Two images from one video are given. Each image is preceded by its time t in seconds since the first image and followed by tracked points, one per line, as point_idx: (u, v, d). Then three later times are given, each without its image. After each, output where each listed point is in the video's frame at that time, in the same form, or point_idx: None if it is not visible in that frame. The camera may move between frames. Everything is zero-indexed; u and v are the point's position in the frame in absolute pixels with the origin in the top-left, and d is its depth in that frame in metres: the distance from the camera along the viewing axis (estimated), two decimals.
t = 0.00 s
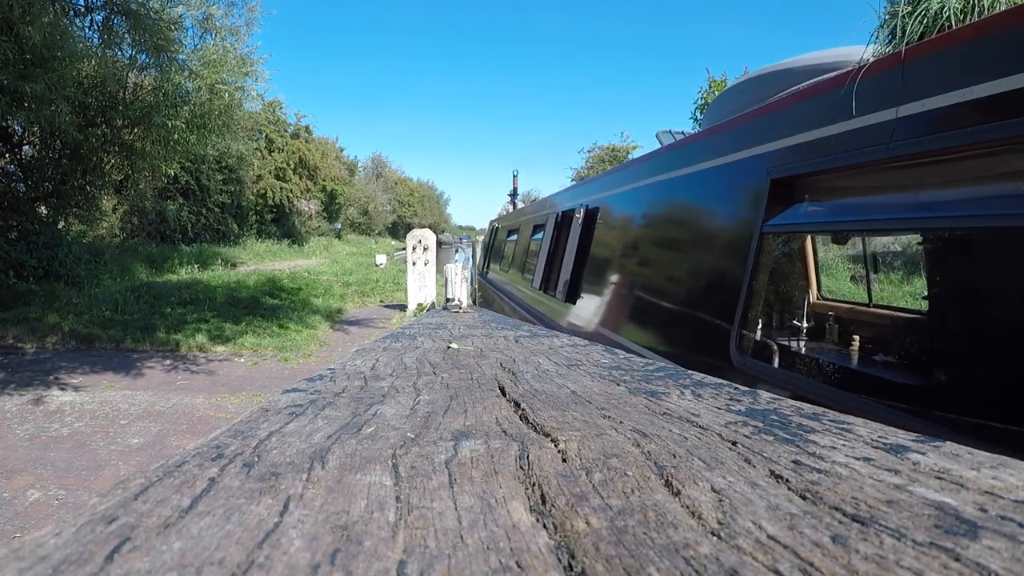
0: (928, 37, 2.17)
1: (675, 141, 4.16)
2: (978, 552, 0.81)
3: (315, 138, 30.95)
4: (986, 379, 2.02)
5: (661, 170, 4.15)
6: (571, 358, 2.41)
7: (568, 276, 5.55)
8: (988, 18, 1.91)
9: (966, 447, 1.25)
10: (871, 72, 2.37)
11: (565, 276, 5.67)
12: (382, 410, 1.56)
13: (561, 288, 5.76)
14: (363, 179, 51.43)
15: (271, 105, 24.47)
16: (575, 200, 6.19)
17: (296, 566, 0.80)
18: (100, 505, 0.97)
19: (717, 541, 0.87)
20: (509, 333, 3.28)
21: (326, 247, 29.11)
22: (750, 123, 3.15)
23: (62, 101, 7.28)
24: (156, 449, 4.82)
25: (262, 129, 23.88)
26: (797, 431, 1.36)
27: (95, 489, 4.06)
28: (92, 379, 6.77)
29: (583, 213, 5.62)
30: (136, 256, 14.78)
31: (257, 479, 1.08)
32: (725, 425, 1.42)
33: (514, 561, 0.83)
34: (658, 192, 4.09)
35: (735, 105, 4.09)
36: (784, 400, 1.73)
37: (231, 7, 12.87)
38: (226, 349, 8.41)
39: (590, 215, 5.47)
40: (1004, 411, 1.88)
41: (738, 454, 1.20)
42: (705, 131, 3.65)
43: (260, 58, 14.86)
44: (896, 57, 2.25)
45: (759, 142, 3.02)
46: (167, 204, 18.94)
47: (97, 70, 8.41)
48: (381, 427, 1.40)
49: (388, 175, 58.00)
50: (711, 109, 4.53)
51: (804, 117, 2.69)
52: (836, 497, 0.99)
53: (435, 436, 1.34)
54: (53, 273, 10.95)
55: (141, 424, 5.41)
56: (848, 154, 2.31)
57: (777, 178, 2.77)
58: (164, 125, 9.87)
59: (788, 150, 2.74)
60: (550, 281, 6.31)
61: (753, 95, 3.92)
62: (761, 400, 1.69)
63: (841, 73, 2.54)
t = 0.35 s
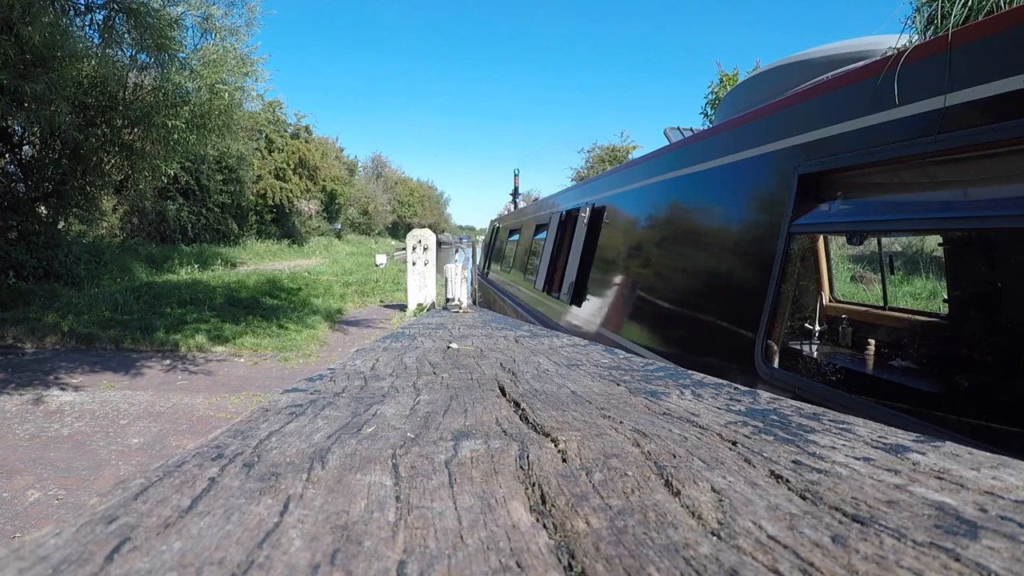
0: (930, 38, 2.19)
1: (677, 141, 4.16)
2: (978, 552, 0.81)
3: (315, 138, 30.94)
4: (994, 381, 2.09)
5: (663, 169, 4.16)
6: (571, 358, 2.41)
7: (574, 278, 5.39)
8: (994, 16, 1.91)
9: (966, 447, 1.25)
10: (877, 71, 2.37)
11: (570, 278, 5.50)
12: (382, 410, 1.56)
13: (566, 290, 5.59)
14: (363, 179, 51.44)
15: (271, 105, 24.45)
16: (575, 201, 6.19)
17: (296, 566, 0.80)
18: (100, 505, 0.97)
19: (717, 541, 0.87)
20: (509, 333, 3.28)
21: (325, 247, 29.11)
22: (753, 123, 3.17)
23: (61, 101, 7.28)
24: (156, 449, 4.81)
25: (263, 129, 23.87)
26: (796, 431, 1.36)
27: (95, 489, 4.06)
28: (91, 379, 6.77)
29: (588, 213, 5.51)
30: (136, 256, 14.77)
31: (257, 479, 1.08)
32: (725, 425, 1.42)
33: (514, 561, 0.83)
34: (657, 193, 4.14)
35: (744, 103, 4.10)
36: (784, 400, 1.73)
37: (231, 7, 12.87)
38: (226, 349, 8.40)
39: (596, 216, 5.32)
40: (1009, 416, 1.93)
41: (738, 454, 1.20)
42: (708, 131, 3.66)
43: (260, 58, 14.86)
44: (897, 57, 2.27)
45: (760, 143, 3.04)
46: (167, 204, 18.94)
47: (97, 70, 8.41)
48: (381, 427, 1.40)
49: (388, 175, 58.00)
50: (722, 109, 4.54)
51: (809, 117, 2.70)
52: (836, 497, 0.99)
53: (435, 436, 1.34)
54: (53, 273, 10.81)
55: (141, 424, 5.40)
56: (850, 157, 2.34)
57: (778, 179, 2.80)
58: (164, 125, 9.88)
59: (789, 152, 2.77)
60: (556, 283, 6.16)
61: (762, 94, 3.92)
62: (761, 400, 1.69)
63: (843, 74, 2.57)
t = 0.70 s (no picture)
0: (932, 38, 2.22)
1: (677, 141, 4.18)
2: (978, 552, 0.81)
3: (315, 138, 30.93)
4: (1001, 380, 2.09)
5: (663, 168, 4.18)
6: (571, 358, 2.41)
7: (578, 279, 5.23)
8: (996, 18, 1.94)
9: (966, 447, 1.25)
10: (879, 71, 2.39)
11: (574, 279, 5.35)
12: (382, 410, 1.56)
13: (569, 292, 5.43)
14: (363, 179, 51.45)
15: (272, 105, 24.43)
16: (575, 202, 6.22)
17: (296, 565, 0.80)
18: (100, 504, 0.97)
19: (717, 541, 0.87)
20: (509, 333, 3.28)
21: (325, 247, 29.11)
22: (754, 123, 3.19)
23: (61, 101, 7.29)
24: (156, 449, 4.81)
25: (263, 130, 23.87)
26: (796, 431, 1.36)
27: (95, 489, 4.06)
28: (91, 379, 6.77)
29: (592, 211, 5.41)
30: (136, 256, 14.78)
31: (257, 478, 1.08)
32: (725, 425, 1.42)
33: (514, 561, 0.83)
34: (657, 193, 4.16)
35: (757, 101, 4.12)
36: (784, 400, 1.73)
37: (231, 6, 12.86)
38: (226, 350, 8.41)
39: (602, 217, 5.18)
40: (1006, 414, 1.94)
41: (738, 454, 1.20)
42: (709, 130, 3.68)
43: (260, 58, 14.85)
44: (900, 57, 2.30)
45: (760, 143, 3.06)
46: (167, 204, 18.95)
47: (98, 70, 8.41)
48: (381, 427, 1.40)
49: (388, 175, 58.01)
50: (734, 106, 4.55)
51: (811, 116, 2.72)
52: (836, 497, 0.99)
53: (435, 437, 1.34)
54: (53, 273, 10.76)
55: (141, 424, 5.40)
56: (854, 157, 2.36)
57: (779, 179, 2.82)
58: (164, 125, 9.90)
59: (790, 151, 2.79)
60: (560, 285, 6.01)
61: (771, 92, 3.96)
62: (761, 400, 1.69)
63: (846, 74, 2.59)
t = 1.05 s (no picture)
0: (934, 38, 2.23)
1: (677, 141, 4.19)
2: (978, 552, 0.81)
3: (315, 138, 30.92)
4: None
5: (663, 168, 4.19)
6: (571, 358, 2.41)
7: (584, 281, 5.11)
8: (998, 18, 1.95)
9: (966, 447, 1.25)
10: (881, 72, 2.40)
11: (579, 281, 5.23)
12: (382, 410, 1.56)
13: (575, 294, 5.32)
14: (363, 180, 51.47)
15: (272, 105, 24.46)
16: (575, 202, 6.24)
17: (296, 566, 0.80)
18: (100, 504, 0.97)
19: (717, 541, 0.87)
20: (510, 333, 3.28)
21: (325, 247, 29.10)
22: (754, 123, 3.19)
23: (61, 101, 7.28)
24: (156, 449, 4.81)
25: (263, 129, 23.86)
26: (797, 431, 1.36)
27: (95, 489, 4.06)
28: (91, 379, 6.76)
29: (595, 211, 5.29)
30: (136, 256, 14.78)
31: (257, 479, 1.08)
32: (725, 425, 1.42)
33: (514, 561, 0.83)
34: (657, 193, 4.17)
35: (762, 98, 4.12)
36: (784, 400, 1.74)
37: (231, 6, 12.86)
38: (226, 350, 8.40)
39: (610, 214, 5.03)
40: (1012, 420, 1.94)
41: (738, 454, 1.20)
42: (709, 131, 3.69)
43: (260, 58, 14.85)
44: (901, 57, 2.31)
45: (761, 143, 3.07)
46: (167, 204, 18.94)
47: (98, 70, 8.42)
48: (381, 427, 1.40)
49: (388, 175, 58.01)
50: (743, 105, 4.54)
51: (811, 117, 2.73)
52: (836, 497, 0.99)
53: (435, 436, 1.34)
54: (53, 273, 10.73)
55: (141, 424, 5.40)
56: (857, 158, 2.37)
57: (780, 178, 2.83)
58: (163, 125, 9.91)
59: (790, 152, 2.80)
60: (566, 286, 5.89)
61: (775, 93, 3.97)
62: (762, 400, 1.69)
63: (847, 74, 2.60)
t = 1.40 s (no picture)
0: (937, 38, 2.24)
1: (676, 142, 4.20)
2: (978, 552, 0.81)
3: (315, 138, 30.91)
4: None
5: (663, 168, 4.20)
6: (571, 358, 2.41)
7: (591, 283, 4.97)
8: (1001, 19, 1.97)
9: (966, 447, 1.25)
10: (883, 73, 2.42)
11: (587, 282, 5.09)
12: (382, 410, 1.56)
13: (581, 295, 5.17)
14: (363, 180, 51.46)
15: (272, 105, 24.45)
16: (574, 201, 6.26)
17: (296, 566, 0.80)
18: (100, 505, 0.97)
19: (717, 541, 0.87)
20: (510, 333, 3.28)
21: (325, 247, 29.09)
22: (755, 123, 3.21)
23: (61, 101, 7.28)
24: (156, 449, 4.81)
25: (263, 129, 23.85)
26: (796, 431, 1.36)
27: (95, 489, 4.06)
28: (92, 379, 6.76)
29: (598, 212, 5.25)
30: (136, 256, 14.77)
31: (257, 479, 1.08)
32: (725, 425, 1.42)
33: (514, 561, 0.83)
34: (657, 193, 4.18)
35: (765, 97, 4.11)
36: (784, 400, 1.74)
37: (231, 6, 12.86)
38: (226, 349, 8.40)
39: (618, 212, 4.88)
40: None
41: (738, 454, 1.20)
42: (709, 131, 3.70)
43: (260, 58, 14.85)
44: (903, 58, 2.32)
45: (762, 143, 3.08)
46: (167, 204, 18.93)
47: (98, 70, 8.41)
48: (381, 427, 1.40)
49: (388, 175, 58.00)
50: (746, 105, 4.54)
51: (811, 117, 2.74)
52: (836, 497, 0.99)
53: (435, 437, 1.34)
54: (53, 272, 10.65)
55: (141, 424, 5.40)
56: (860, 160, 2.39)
57: (780, 179, 2.84)
58: (163, 124, 9.91)
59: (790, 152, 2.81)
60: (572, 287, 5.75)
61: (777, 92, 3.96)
62: (762, 400, 1.69)
63: (849, 74, 2.61)
